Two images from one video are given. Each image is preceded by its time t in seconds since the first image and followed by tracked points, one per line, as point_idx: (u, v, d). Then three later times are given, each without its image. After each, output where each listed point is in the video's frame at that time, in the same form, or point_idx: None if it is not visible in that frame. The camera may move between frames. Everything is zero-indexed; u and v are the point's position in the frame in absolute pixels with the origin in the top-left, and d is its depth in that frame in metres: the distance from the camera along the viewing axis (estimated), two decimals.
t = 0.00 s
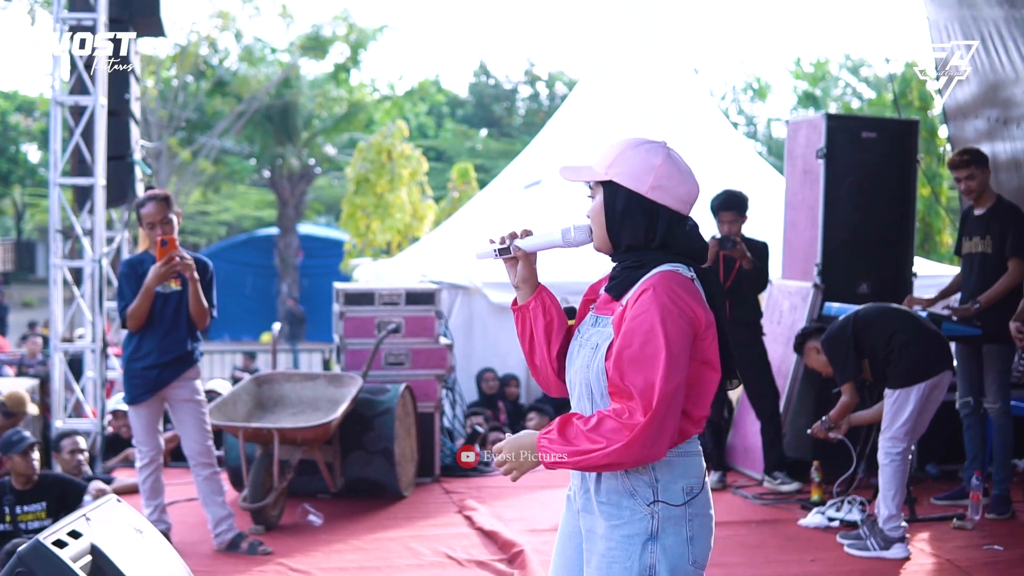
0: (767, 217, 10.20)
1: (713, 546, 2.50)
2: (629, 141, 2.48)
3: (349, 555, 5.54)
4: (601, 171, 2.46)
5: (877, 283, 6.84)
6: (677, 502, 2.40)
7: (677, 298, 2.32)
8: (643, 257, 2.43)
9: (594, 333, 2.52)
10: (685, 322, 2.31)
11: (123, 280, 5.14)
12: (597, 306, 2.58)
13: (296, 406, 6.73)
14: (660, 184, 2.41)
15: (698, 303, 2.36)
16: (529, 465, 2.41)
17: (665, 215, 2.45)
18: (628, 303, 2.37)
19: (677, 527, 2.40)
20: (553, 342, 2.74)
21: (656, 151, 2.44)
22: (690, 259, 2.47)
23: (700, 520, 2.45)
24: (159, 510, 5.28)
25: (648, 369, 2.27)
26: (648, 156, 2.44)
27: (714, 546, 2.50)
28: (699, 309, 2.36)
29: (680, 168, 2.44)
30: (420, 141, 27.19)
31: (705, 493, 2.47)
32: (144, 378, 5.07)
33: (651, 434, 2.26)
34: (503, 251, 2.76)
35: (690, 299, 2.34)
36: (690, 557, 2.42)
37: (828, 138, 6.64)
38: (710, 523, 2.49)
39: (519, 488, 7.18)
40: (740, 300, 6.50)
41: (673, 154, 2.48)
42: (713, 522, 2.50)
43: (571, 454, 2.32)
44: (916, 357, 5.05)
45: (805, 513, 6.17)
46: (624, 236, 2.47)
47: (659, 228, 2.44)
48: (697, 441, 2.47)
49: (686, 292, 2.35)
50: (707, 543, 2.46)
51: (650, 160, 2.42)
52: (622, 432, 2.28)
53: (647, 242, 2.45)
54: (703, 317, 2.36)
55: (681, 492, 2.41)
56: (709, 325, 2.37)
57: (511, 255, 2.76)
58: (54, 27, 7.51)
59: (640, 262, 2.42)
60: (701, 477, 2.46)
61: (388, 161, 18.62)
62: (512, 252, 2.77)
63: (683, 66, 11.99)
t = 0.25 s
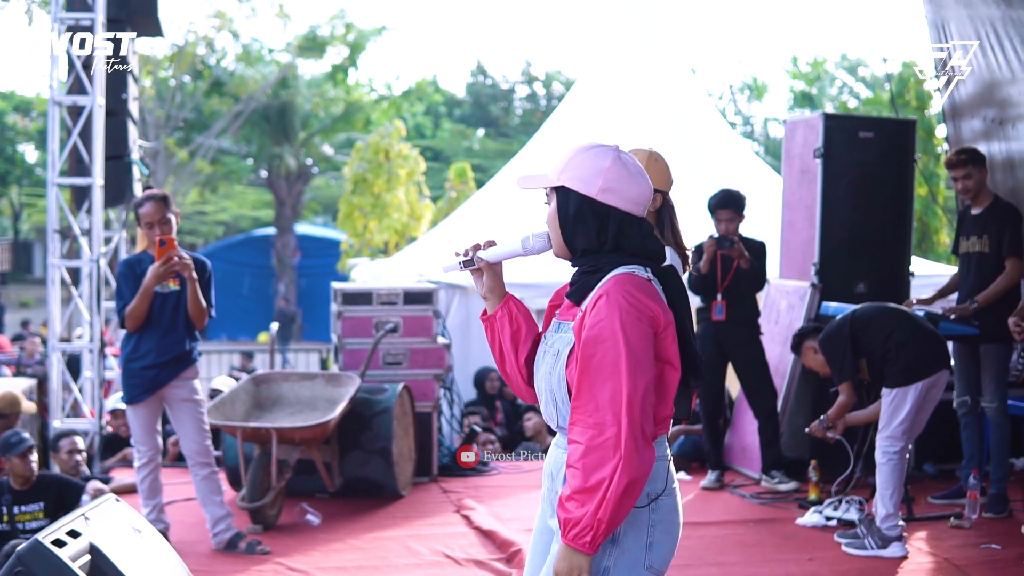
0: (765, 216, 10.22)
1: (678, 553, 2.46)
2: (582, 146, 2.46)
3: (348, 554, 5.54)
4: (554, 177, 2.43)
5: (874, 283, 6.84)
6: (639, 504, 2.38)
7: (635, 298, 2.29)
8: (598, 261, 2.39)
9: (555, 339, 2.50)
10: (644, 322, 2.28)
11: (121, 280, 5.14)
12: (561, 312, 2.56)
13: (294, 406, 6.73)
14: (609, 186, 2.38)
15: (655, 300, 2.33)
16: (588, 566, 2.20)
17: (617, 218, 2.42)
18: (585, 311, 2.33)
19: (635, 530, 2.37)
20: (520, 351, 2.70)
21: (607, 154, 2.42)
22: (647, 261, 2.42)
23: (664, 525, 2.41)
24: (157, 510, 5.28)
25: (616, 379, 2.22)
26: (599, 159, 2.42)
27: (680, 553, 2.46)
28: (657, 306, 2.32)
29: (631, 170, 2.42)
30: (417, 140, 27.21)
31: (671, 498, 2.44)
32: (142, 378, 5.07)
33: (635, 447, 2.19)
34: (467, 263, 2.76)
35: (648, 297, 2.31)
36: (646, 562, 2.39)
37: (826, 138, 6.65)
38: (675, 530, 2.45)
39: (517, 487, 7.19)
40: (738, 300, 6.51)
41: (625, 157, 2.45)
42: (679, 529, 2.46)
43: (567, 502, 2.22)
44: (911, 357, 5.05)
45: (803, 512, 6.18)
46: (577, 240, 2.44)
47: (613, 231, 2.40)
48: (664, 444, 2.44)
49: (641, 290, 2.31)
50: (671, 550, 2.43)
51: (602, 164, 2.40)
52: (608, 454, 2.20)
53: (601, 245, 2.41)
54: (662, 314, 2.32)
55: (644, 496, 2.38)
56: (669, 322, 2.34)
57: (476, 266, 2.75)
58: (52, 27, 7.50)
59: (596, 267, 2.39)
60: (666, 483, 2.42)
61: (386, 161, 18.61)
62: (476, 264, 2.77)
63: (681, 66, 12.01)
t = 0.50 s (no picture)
0: (762, 217, 10.23)
1: (658, 544, 2.46)
2: (571, 137, 2.49)
3: (345, 555, 5.54)
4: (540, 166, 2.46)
5: (870, 283, 6.86)
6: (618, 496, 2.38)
7: (616, 290, 2.29)
8: (579, 250, 2.41)
9: (537, 329, 2.52)
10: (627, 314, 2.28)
11: (118, 279, 5.15)
12: (544, 303, 2.56)
13: (291, 406, 6.74)
14: (593, 176, 2.39)
15: (635, 290, 2.33)
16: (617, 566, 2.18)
17: (600, 208, 2.43)
18: (565, 304, 2.34)
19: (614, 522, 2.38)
20: (504, 336, 2.69)
21: (593, 144, 2.44)
22: (627, 253, 2.43)
23: (643, 517, 2.42)
24: (155, 510, 5.28)
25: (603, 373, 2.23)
26: (586, 149, 2.44)
27: (660, 545, 2.46)
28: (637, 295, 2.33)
29: (617, 161, 2.43)
30: (414, 141, 27.22)
31: (650, 490, 2.44)
32: (140, 378, 5.07)
33: (629, 439, 2.21)
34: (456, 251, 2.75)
35: (627, 287, 2.31)
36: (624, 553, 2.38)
37: (823, 138, 6.67)
38: (656, 522, 2.45)
39: (514, 487, 7.19)
40: (735, 300, 6.52)
41: (612, 149, 2.48)
42: (660, 520, 2.46)
43: (568, 502, 2.23)
44: (905, 356, 5.07)
45: (799, 512, 6.19)
46: (560, 229, 2.46)
47: (596, 220, 2.41)
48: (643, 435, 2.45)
49: (622, 281, 2.32)
50: (651, 541, 2.43)
51: (588, 154, 2.42)
52: (603, 447, 2.22)
53: (583, 235, 2.42)
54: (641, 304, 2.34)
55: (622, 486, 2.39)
56: (648, 309, 2.35)
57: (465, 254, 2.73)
58: (49, 28, 7.50)
59: (576, 257, 2.40)
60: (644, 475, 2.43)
61: (382, 162, 18.60)
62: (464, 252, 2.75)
63: (678, 66, 12.02)
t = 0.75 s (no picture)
0: (760, 216, 10.25)
1: (655, 556, 2.43)
2: (588, 137, 2.48)
3: (344, 554, 5.55)
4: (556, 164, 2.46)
5: (868, 283, 6.87)
6: (606, 508, 2.36)
7: (611, 296, 2.27)
8: (585, 251, 2.40)
9: (538, 327, 2.55)
10: (617, 322, 2.26)
11: (117, 279, 5.15)
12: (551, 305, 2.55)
13: (289, 406, 6.74)
14: (604, 175, 2.38)
15: (635, 300, 2.31)
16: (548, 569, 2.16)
17: (609, 208, 2.41)
18: (563, 301, 2.35)
19: (603, 534, 2.36)
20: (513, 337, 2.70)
21: (609, 145, 2.43)
22: (634, 257, 2.41)
23: (635, 529, 2.39)
24: (153, 510, 5.30)
25: (573, 372, 2.23)
26: (600, 149, 2.43)
27: (656, 557, 2.43)
28: (635, 306, 2.30)
29: (631, 163, 2.42)
30: (412, 140, 27.22)
31: (643, 502, 2.41)
32: (138, 377, 5.07)
33: (578, 443, 2.19)
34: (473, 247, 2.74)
35: (622, 293, 2.29)
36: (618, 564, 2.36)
37: (821, 138, 6.68)
38: (651, 533, 2.42)
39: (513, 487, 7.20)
40: (733, 299, 6.54)
41: (628, 151, 2.46)
42: (656, 532, 2.43)
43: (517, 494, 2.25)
44: (905, 356, 5.08)
45: (797, 511, 6.20)
46: (570, 228, 2.45)
47: (604, 222, 2.40)
48: (636, 446, 2.40)
49: (623, 289, 2.30)
50: (645, 553, 2.40)
51: (602, 154, 2.41)
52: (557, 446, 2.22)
53: (590, 235, 2.42)
54: (638, 315, 2.31)
55: (611, 499, 2.36)
56: (642, 320, 2.31)
57: (481, 250, 2.73)
58: (48, 27, 7.49)
59: (582, 258, 2.39)
60: (636, 485, 2.39)
61: (380, 161, 18.59)
62: (481, 248, 2.76)
63: (676, 65, 12.03)
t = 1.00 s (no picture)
0: (756, 216, 10.27)
1: (666, 565, 2.36)
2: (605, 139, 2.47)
3: (342, 553, 5.55)
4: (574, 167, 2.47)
5: (865, 282, 6.89)
6: (613, 513, 2.30)
7: (605, 294, 2.24)
8: (600, 254, 2.40)
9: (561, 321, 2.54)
10: (603, 319, 2.22)
11: (114, 278, 5.15)
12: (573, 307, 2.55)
13: (287, 405, 6.75)
14: (618, 176, 2.37)
15: (633, 304, 2.26)
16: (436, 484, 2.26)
17: (623, 207, 2.40)
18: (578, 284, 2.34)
19: (610, 540, 2.30)
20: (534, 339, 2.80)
21: (623, 145, 2.42)
22: (649, 258, 2.39)
23: (645, 536, 2.32)
24: (150, 508, 5.31)
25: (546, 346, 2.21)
26: (615, 149, 2.42)
27: (667, 566, 2.36)
28: (630, 310, 2.25)
29: (646, 162, 2.40)
30: (409, 139, 27.25)
31: (655, 508, 2.34)
32: (136, 377, 5.08)
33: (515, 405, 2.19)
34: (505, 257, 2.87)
35: (625, 298, 2.25)
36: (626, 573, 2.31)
37: (818, 137, 6.69)
38: (663, 541, 2.35)
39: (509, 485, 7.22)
40: (730, 299, 6.55)
41: (645, 149, 2.44)
42: (668, 539, 2.36)
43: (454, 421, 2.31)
44: (903, 355, 5.09)
45: (794, 510, 6.22)
46: (587, 230, 2.46)
47: (618, 224, 2.39)
48: (647, 449, 2.34)
49: (624, 292, 2.26)
50: (655, 562, 2.33)
51: (615, 155, 2.40)
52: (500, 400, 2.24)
53: (605, 237, 2.42)
54: (633, 320, 2.25)
55: (620, 504, 2.31)
56: (638, 334, 2.25)
57: (511, 259, 2.87)
58: (45, 26, 7.48)
59: (596, 261, 2.39)
60: (647, 490, 2.33)
61: (378, 161, 18.62)
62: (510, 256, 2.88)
63: (672, 65, 12.05)
